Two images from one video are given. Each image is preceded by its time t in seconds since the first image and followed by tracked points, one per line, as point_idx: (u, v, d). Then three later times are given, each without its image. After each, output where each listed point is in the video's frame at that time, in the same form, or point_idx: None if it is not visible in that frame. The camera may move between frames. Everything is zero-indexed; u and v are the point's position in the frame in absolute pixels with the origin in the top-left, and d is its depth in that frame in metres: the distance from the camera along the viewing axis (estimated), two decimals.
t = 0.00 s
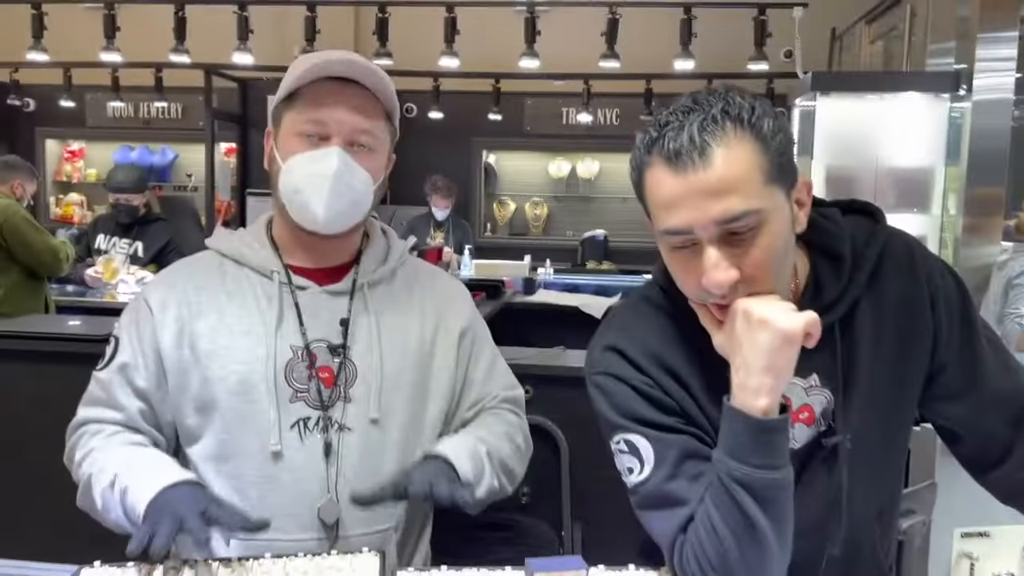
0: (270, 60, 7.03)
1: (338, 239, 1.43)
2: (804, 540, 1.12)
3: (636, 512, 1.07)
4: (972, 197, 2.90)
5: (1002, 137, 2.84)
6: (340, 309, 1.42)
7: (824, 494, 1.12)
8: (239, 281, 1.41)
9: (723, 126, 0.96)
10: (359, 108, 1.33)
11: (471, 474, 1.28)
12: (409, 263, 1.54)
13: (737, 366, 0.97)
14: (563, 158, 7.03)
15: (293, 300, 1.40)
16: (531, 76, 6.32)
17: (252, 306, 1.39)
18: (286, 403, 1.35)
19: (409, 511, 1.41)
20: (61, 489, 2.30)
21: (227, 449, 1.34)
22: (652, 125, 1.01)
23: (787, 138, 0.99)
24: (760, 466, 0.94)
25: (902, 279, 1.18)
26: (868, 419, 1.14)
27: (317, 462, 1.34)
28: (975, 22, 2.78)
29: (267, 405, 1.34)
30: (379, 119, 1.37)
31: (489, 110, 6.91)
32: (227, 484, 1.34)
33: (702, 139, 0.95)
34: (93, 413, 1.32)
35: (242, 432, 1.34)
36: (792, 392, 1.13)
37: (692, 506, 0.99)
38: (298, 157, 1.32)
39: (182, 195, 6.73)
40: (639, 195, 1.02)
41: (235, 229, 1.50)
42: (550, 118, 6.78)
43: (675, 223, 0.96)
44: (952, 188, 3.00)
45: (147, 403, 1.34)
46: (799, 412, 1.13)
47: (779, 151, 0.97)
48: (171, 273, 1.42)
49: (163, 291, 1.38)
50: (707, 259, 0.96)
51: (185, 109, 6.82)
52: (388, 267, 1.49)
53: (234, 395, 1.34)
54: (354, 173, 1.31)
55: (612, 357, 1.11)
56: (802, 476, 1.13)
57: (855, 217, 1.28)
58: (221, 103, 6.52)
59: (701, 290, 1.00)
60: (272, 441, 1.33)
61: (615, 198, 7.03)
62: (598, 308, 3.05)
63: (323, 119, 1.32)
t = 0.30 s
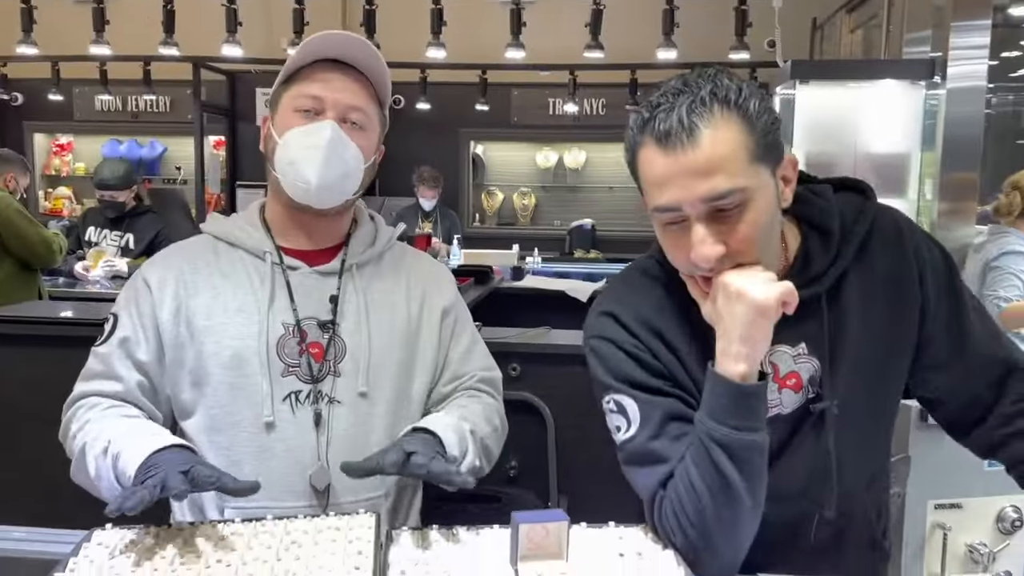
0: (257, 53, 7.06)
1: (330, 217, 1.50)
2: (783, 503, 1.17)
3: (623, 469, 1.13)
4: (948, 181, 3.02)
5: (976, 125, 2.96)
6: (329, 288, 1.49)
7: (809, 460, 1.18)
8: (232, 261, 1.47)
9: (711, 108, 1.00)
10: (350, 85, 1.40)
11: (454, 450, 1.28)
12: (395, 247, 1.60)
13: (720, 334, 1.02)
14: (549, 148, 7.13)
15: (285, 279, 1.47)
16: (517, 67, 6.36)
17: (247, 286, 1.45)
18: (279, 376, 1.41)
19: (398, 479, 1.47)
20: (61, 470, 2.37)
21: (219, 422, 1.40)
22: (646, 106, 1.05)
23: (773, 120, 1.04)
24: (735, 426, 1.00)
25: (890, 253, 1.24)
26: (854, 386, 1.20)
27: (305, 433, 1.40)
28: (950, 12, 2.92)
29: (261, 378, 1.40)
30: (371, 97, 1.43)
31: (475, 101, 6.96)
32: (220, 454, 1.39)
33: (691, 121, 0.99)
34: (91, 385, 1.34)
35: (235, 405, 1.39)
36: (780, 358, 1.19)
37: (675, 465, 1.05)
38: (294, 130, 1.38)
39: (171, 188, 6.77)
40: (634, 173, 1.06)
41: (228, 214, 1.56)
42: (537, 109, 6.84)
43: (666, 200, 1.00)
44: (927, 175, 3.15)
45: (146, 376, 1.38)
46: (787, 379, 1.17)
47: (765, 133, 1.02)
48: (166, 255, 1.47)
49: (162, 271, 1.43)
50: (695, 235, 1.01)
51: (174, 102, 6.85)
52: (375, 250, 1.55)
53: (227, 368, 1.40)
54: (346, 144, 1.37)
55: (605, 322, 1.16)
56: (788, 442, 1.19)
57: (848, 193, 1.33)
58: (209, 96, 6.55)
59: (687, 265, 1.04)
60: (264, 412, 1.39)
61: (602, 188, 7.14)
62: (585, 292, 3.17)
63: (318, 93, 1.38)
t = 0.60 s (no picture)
0: (243, 49, 7.06)
1: (326, 213, 1.55)
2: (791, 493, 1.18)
3: (624, 437, 1.18)
4: (925, 173, 3.17)
5: (950, 118, 3.14)
6: (321, 279, 1.53)
7: (818, 449, 1.18)
8: (227, 254, 1.52)
9: (738, 105, 1.03)
10: (350, 87, 1.44)
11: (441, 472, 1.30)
12: (387, 240, 1.64)
13: (729, 316, 1.08)
14: (534, 142, 7.11)
15: (280, 271, 1.51)
16: (503, 63, 6.40)
17: (243, 277, 1.49)
18: (274, 366, 1.45)
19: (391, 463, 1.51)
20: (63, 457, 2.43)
21: (218, 410, 1.43)
22: (675, 101, 1.08)
23: (796, 122, 1.06)
24: (736, 403, 1.05)
25: (907, 254, 1.26)
26: (868, 381, 1.20)
27: (300, 420, 1.44)
28: (927, 8, 3.13)
29: (258, 367, 1.44)
30: (368, 97, 1.48)
31: (461, 96, 7.00)
32: (218, 440, 1.43)
33: (717, 116, 1.02)
34: (97, 378, 1.38)
35: (232, 393, 1.43)
36: (790, 348, 1.19)
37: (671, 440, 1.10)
38: (292, 128, 1.43)
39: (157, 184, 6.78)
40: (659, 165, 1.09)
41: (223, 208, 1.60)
42: (523, 105, 6.90)
43: (688, 192, 1.04)
44: (904, 167, 3.28)
45: (148, 367, 1.42)
46: (796, 367, 1.18)
47: (788, 133, 1.05)
48: (163, 249, 1.51)
49: (160, 264, 1.47)
50: (712, 224, 1.05)
51: (159, 98, 6.84)
52: (368, 244, 1.59)
53: (225, 358, 1.43)
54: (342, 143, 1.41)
55: (624, 299, 1.22)
56: (787, 439, 1.19)
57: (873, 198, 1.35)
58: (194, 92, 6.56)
59: (704, 253, 1.09)
60: (261, 401, 1.43)
61: (587, 183, 7.23)
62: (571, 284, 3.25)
63: (316, 92, 1.43)
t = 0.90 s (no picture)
0: (234, 46, 7.08)
1: (331, 213, 1.59)
2: (794, 478, 1.23)
3: (626, 418, 1.25)
4: (909, 172, 3.23)
5: (934, 116, 3.21)
6: (330, 274, 1.58)
7: (827, 443, 1.24)
8: (238, 248, 1.57)
9: (756, 111, 1.08)
10: (362, 98, 1.50)
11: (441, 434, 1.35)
12: (393, 235, 1.70)
13: (737, 307, 1.14)
14: (525, 140, 7.28)
15: (289, 264, 1.56)
16: (493, 62, 6.45)
17: (254, 271, 1.54)
18: (284, 357, 1.50)
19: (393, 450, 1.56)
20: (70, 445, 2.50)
21: (229, 399, 1.49)
22: (698, 102, 1.12)
23: (812, 128, 1.11)
24: (739, 387, 1.11)
25: (911, 257, 1.32)
26: (869, 374, 1.26)
27: (308, 410, 1.50)
28: (911, 8, 3.19)
29: (268, 358, 1.49)
30: (379, 107, 1.53)
31: (452, 93, 7.03)
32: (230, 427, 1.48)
33: (735, 121, 1.07)
34: (111, 365, 1.42)
35: (243, 383, 1.49)
36: (794, 338, 1.25)
37: (672, 422, 1.17)
38: (303, 132, 1.48)
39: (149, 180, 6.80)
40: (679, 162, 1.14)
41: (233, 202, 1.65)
42: (513, 102, 6.95)
43: (703, 191, 1.09)
44: (889, 164, 3.34)
45: (161, 356, 1.47)
46: (798, 357, 1.24)
47: (803, 139, 1.09)
48: (176, 242, 1.55)
49: (173, 256, 1.52)
50: (721, 223, 1.10)
51: (150, 95, 6.85)
52: (375, 239, 1.64)
53: (236, 349, 1.49)
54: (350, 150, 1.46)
55: (638, 285, 1.29)
56: (804, 422, 1.24)
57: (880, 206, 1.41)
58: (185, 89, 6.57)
59: (715, 247, 1.14)
60: (271, 390, 1.49)
61: (577, 180, 7.33)
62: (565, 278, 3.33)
63: (328, 99, 1.48)
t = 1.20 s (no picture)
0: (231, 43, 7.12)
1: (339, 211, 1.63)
2: (792, 469, 1.25)
3: (624, 405, 1.30)
4: (899, 172, 3.30)
5: (922, 115, 3.28)
6: (337, 269, 1.63)
7: (826, 435, 1.26)
8: (249, 239, 1.61)
9: (752, 113, 1.12)
10: (367, 105, 1.55)
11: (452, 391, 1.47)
12: (398, 230, 1.74)
13: (732, 301, 1.18)
14: (520, 138, 7.33)
15: (298, 258, 1.61)
16: (490, 60, 6.50)
17: (264, 263, 1.59)
18: (292, 348, 1.55)
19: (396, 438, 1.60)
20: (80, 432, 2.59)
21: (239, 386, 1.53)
22: (700, 103, 1.17)
23: (809, 129, 1.15)
24: (729, 378, 1.15)
25: (906, 255, 1.34)
26: (865, 369, 1.28)
27: (315, 399, 1.54)
28: (901, 8, 3.26)
29: (278, 349, 1.54)
30: (384, 113, 1.57)
31: (448, 90, 7.07)
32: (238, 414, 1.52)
33: (731, 122, 1.11)
34: (125, 349, 1.47)
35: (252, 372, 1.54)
36: (789, 333, 1.26)
37: (667, 408, 1.22)
38: (311, 138, 1.51)
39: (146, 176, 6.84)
40: (680, 160, 1.18)
41: (245, 195, 1.70)
42: (509, 99, 7.00)
43: (700, 190, 1.13)
44: (880, 161, 3.41)
45: (172, 343, 1.52)
46: (792, 351, 1.26)
47: (799, 141, 1.13)
48: (191, 232, 1.60)
49: (186, 246, 1.57)
50: (716, 221, 1.15)
51: (146, 92, 6.88)
52: (381, 235, 1.69)
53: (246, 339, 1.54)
54: (358, 157, 1.50)
55: (637, 275, 1.34)
56: (801, 415, 1.26)
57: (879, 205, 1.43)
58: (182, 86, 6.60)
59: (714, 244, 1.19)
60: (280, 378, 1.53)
61: (571, 177, 7.39)
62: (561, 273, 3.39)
63: (333, 107, 1.53)
